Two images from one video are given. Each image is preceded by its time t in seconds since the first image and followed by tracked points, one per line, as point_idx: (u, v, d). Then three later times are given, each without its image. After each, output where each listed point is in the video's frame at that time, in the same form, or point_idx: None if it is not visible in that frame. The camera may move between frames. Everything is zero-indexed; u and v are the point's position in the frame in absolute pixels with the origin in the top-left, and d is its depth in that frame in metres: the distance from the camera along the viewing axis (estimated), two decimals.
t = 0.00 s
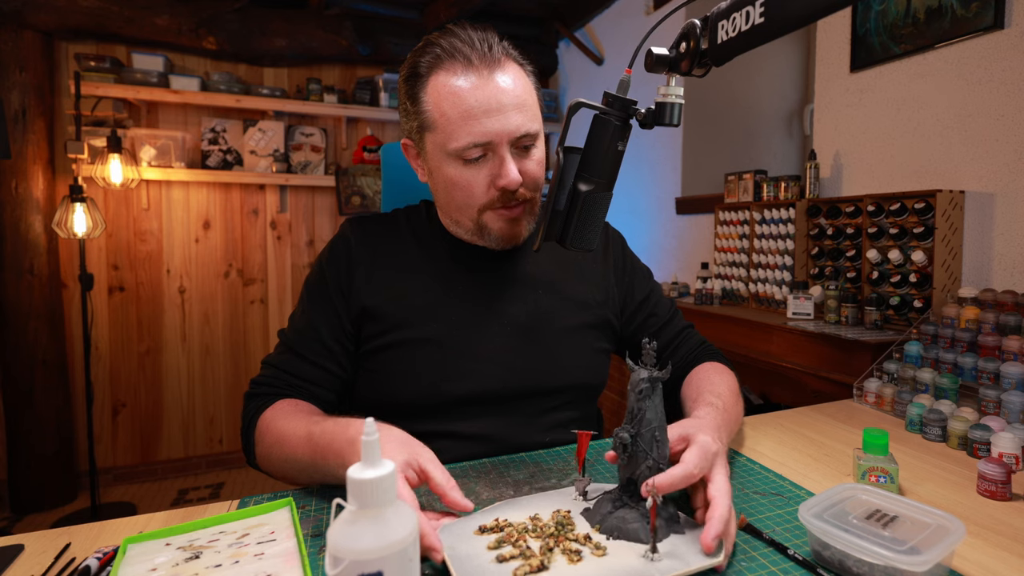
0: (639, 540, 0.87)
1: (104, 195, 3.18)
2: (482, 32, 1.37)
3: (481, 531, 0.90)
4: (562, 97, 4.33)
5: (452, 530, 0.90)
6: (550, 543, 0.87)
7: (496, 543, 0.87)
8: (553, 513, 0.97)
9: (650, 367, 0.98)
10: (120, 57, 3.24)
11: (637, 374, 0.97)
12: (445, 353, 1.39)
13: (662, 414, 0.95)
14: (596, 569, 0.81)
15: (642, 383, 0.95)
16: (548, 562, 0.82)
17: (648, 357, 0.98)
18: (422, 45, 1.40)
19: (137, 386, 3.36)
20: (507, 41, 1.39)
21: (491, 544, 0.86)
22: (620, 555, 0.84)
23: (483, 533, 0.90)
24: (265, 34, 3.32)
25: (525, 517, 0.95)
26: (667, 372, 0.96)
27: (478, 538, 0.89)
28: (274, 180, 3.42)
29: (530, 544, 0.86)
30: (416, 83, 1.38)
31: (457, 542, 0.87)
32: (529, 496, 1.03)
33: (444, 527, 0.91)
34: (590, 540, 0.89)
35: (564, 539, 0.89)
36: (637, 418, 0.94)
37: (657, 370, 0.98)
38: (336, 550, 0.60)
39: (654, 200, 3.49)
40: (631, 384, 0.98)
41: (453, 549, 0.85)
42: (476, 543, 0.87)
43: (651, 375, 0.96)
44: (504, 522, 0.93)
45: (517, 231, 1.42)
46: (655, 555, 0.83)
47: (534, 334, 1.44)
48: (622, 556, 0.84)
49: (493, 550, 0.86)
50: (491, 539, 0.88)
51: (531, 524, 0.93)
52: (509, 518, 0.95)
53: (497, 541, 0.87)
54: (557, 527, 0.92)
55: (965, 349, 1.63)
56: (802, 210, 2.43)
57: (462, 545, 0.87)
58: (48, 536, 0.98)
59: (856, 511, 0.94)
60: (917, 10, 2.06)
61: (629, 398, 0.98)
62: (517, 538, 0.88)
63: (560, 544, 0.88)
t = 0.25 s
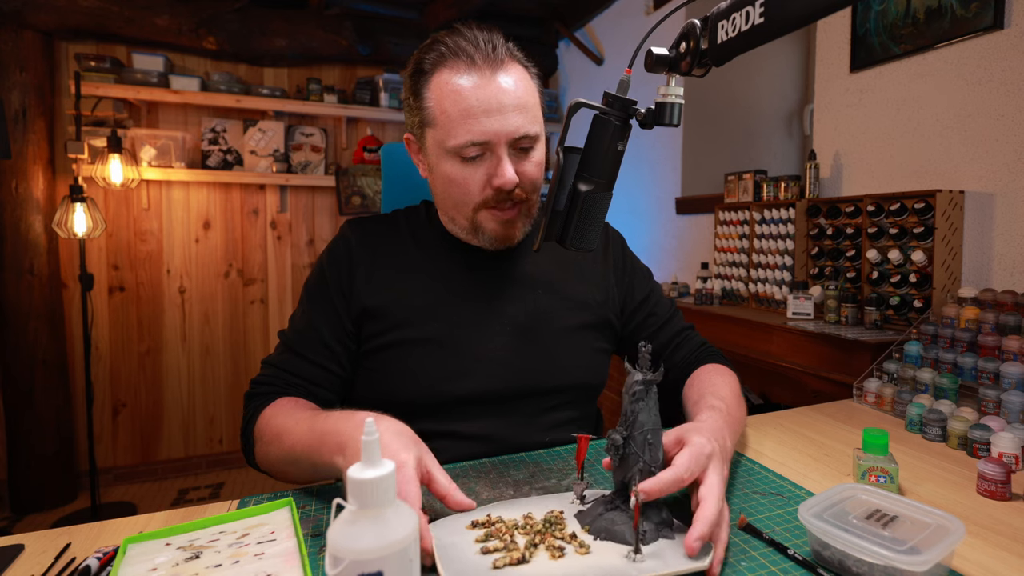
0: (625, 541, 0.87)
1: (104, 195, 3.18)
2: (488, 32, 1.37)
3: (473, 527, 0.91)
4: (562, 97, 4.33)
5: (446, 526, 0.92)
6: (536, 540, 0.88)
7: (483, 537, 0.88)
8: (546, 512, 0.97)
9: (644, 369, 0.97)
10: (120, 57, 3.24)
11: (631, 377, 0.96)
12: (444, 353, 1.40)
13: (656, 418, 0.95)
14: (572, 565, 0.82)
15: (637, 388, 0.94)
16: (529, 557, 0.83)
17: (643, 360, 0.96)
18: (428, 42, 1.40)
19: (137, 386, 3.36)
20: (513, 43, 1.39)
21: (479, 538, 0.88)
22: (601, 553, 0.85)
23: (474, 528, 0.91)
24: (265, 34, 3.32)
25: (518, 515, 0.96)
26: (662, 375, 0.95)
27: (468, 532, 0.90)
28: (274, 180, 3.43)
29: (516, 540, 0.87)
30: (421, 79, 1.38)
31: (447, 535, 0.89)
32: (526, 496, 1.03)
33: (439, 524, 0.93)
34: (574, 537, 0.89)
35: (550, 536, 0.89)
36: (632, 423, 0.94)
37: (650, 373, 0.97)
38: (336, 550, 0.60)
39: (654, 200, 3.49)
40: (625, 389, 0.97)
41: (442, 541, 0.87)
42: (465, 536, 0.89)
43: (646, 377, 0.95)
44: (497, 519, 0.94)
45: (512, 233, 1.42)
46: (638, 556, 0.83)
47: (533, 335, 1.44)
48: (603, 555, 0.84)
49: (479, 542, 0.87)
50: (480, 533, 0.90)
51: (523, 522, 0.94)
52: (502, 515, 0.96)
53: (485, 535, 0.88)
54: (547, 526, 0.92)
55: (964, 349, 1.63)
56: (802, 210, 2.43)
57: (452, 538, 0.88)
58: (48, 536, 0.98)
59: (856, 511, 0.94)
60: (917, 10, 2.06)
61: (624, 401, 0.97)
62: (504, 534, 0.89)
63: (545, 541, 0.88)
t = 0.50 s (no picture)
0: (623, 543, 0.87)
1: (105, 195, 3.19)
2: (507, 30, 1.37)
3: (474, 528, 0.91)
4: (563, 97, 4.33)
5: (448, 528, 0.92)
6: (535, 542, 0.88)
7: (483, 539, 0.88)
8: (547, 513, 0.97)
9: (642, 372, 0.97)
10: (121, 57, 3.24)
11: (631, 379, 0.96)
12: (444, 353, 1.40)
13: (655, 419, 0.94)
14: (569, 568, 0.82)
15: (637, 389, 0.94)
16: (527, 559, 0.83)
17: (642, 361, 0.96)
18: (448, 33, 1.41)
19: (137, 386, 3.36)
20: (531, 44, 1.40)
21: (480, 540, 0.88)
22: (599, 557, 0.85)
23: (476, 529, 0.91)
24: (265, 34, 3.32)
25: (519, 516, 0.96)
26: (660, 376, 0.95)
27: (470, 533, 0.90)
28: (275, 180, 3.43)
29: (516, 541, 0.87)
30: (437, 62, 1.38)
31: (448, 536, 0.89)
32: (528, 497, 1.03)
33: (440, 524, 0.93)
34: (572, 539, 0.89)
35: (550, 538, 0.89)
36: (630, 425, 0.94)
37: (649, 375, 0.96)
38: (336, 550, 0.60)
39: (654, 200, 3.49)
40: (624, 390, 0.97)
41: (443, 543, 0.87)
42: (465, 538, 0.89)
43: (644, 378, 0.95)
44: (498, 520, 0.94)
45: (507, 226, 1.41)
46: (636, 559, 0.83)
47: (533, 335, 1.44)
48: (600, 558, 0.84)
49: (478, 544, 0.87)
50: (480, 534, 0.90)
51: (523, 523, 0.94)
52: (503, 517, 0.96)
53: (485, 537, 0.88)
54: (547, 527, 0.92)
55: (964, 349, 1.63)
56: (802, 210, 2.43)
57: (452, 540, 0.88)
58: (49, 536, 0.98)
59: (856, 511, 0.94)
60: (917, 10, 2.06)
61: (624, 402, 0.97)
62: (504, 535, 0.89)
63: (544, 543, 0.88)
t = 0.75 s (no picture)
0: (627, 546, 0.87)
1: (105, 195, 3.19)
2: (534, 34, 1.39)
3: (478, 533, 0.91)
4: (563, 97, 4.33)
5: (451, 532, 0.91)
6: (539, 547, 0.88)
7: (487, 545, 0.88)
8: (551, 517, 0.97)
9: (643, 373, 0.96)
10: (121, 57, 3.24)
11: (631, 380, 0.96)
12: (445, 353, 1.40)
13: (656, 421, 0.94)
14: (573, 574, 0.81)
15: (638, 391, 0.94)
16: (531, 565, 0.83)
17: (642, 363, 0.95)
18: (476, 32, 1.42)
19: (137, 386, 3.36)
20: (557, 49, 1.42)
21: (484, 546, 0.87)
22: (603, 562, 0.85)
23: (479, 534, 0.91)
24: (265, 35, 3.33)
25: (522, 520, 0.96)
26: (660, 378, 0.94)
27: (473, 539, 0.90)
28: (275, 180, 3.43)
29: (519, 547, 0.87)
30: (463, 55, 1.38)
31: (452, 542, 0.89)
32: (531, 501, 1.03)
33: (444, 529, 0.93)
34: (576, 545, 0.89)
35: (554, 544, 0.89)
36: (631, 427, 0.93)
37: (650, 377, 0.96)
38: (336, 550, 0.60)
39: (654, 200, 3.49)
40: (625, 391, 0.97)
41: (447, 548, 0.87)
42: (469, 543, 0.89)
43: (644, 381, 0.95)
44: (501, 525, 0.93)
45: (513, 225, 1.40)
46: (639, 562, 0.83)
47: (534, 336, 1.44)
48: (604, 563, 0.84)
49: (481, 551, 0.87)
50: (484, 540, 0.90)
51: (527, 527, 0.93)
52: (506, 521, 0.95)
53: (489, 543, 0.88)
54: (551, 532, 0.92)
55: (964, 349, 1.63)
56: (802, 210, 2.43)
57: (456, 546, 0.88)
58: (49, 535, 0.98)
59: (856, 511, 0.94)
60: (917, 10, 2.06)
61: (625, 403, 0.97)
62: (508, 540, 0.89)
63: (547, 549, 0.88)
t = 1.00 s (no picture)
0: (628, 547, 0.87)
1: (105, 195, 3.19)
2: (535, 34, 1.39)
3: (478, 535, 0.91)
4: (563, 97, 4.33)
5: (452, 533, 0.91)
6: (538, 549, 0.88)
7: (488, 546, 0.88)
8: (551, 518, 0.97)
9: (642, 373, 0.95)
10: (121, 57, 3.24)
11: (631, 381, 0.95)
12: (445, 353, 1.40)
13: (656, 421, 0.94)
14: None
15: (637, 392, 0.93)
16: (531, 567, 0.83)
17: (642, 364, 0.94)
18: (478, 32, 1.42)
19: (137, 386, 3.37)
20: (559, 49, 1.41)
21: (484, 548, 0.87)
22: (603, 563, 0.85)
23: (479, 535, 0.91)
24: (266, 35, 3.33)
25: (522, 521, 0.96)
26: (660, 379, 0.93)
27: (474, 540, 0.90)
28: (275, 180, 3.43)
29: (520, 549, 0.87)
30: (465, 55, 1.38)
31: (453, 544, 0.89)
32: (531, 501, 1.03)
33: (445, 530, 0.93)
34: (576, 546, 0.89)
35: (554, 546, 0.89)
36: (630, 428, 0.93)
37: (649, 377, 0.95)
38: (336, 550, 0.60)
39: (654, 200, 3.49)
40: (625, 392, 0.96)
41: (447, 550, 0.87)
42: (469, 545, 0.89)
43: (644, 381, 0.94)
44: (502, 526, 0.93)
45: (510, 222, 1.40)
46: (639, 563, 0.83)
47: (534, 336, 1.44)
48: (604, 564, 0.84)
49: (482, 552, 0.87)
50: (484, 541, 0.90)
51: (527, 529, 0.93)
52: (507, 522, 0.95)
53: (490, 544, 0.88)
54: (551, 533, 0.92)
55: (964, 349, 1.63)
56: (802, 210, 2.43)
57: (457, 547, 0.88)
58: (50, 535, 0.99)
59: (855, 511, 0.94)
60: (917, 10, 2.06)
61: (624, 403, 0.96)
62: (508, 541, 0.89)
63: (547, 550, 0.88)
